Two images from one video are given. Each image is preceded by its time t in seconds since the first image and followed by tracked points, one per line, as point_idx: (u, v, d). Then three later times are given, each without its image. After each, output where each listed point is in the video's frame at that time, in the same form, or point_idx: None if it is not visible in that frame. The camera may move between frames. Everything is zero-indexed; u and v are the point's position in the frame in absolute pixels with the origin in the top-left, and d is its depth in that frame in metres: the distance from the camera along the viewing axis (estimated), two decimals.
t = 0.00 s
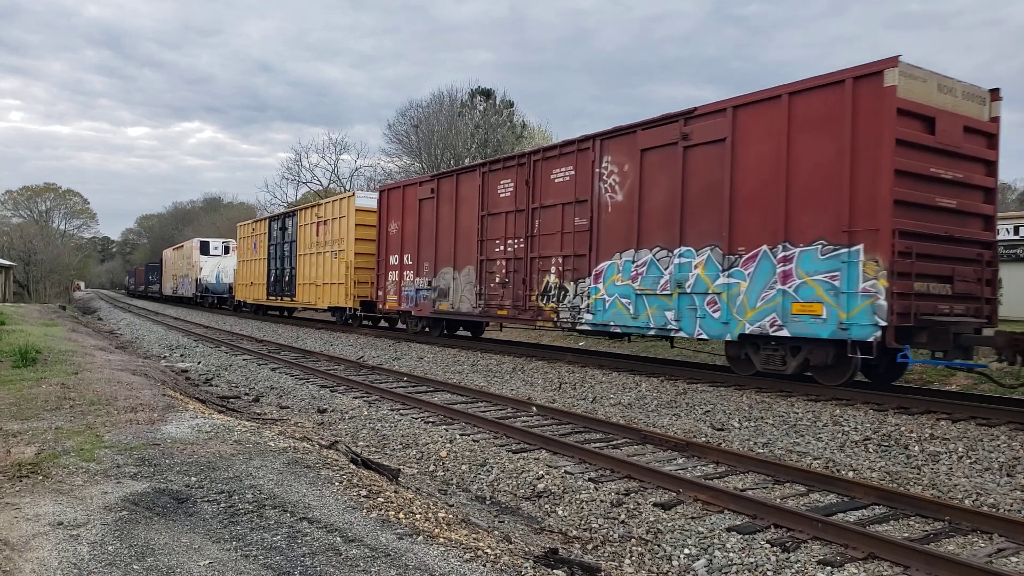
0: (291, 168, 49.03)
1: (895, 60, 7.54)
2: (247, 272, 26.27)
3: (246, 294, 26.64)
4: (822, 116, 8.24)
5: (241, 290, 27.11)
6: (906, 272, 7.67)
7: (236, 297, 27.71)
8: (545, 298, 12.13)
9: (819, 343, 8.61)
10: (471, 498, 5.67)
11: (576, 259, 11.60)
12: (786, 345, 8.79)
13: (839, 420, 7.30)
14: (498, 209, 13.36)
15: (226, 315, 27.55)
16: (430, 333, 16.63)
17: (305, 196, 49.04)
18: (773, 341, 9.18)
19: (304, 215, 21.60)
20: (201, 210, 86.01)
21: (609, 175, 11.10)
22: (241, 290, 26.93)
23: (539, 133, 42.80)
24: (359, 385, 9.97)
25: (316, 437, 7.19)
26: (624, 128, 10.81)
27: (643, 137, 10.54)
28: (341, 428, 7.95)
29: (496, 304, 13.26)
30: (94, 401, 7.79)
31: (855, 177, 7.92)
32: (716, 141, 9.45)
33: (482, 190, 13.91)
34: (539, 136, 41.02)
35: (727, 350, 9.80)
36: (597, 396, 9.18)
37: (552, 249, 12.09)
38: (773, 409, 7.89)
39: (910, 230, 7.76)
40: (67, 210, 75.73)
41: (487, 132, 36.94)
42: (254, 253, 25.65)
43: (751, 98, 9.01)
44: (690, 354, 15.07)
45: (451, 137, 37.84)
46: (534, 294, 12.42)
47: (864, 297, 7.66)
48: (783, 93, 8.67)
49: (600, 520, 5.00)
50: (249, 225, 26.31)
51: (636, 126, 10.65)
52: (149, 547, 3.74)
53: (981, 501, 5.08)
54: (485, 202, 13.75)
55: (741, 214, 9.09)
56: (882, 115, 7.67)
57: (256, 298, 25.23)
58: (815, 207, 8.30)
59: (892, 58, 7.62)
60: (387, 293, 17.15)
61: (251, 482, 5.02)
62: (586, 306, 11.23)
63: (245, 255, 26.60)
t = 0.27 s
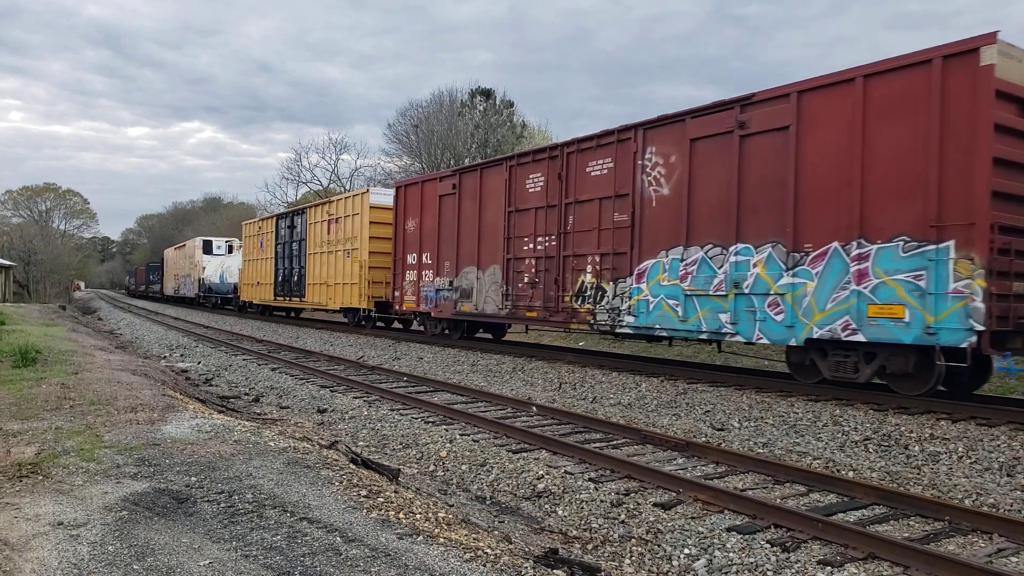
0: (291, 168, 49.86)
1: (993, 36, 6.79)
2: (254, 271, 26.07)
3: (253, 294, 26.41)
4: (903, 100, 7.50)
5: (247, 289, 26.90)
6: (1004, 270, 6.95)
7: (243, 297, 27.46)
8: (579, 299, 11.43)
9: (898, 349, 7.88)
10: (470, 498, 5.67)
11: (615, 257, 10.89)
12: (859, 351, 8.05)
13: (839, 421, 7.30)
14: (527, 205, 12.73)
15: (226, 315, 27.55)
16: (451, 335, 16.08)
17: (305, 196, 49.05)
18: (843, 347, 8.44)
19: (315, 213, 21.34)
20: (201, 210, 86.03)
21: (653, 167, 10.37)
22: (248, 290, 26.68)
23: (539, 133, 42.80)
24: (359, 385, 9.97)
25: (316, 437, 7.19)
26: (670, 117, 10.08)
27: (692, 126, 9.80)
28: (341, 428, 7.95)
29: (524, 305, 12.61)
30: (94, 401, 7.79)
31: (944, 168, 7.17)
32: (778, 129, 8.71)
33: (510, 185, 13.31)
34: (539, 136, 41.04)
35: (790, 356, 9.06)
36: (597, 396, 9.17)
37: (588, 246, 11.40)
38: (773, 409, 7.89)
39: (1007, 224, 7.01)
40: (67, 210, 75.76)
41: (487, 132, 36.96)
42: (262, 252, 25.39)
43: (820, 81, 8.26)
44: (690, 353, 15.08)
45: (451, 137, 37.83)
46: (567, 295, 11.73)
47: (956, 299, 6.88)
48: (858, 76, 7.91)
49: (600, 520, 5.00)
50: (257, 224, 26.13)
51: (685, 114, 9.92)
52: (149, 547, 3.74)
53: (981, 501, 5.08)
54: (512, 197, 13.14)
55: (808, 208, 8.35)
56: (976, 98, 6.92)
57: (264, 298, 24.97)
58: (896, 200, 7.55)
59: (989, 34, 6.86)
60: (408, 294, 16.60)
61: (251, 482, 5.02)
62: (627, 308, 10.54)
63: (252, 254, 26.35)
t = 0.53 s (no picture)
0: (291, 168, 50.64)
1: None
2: (262, 270, 25.78)
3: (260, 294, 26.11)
4: (1001, 81, 6.70)
5: (254, 289, 26.59)
6: None
7: (249, 297, 27.12)
8: (620, 300, 10.69)
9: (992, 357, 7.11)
10: (470, 498, 5.67)
11: (661, 255, 10.12)
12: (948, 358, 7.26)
13: (839, 420, 7.30)
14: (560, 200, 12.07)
15: (226, 315, 27.55)
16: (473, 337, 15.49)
17: (305, 196, 49.06)
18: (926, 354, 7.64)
19: (327, 211, 20.93)
20: (201, 210, 86.04)
21: (704, 159, 9.61)
22: (256, 289, 26.33)
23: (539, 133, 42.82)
24: (359, 385, 9.97)
25: (316, 437, 7.19)
26: (725, 103, 9.31)
27: (750, 113, 9.02)
28: (341, 428, 7.95)
29: (556, 307, 11.94)
30: (94, 401, 7.79)
31: None
32: (851, 115, 7.93)
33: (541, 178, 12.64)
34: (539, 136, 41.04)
35: (864, 363, 8.25)
36: (598, 396, 9.17)
37: (629, 243, 10.67)
38: (773, 409, 7.88)
39: None
40: (67, 210, 75.78)
41: (487, 132, 36.98)
42: (271, 251, 25.01)
43: (901, 62, 7.47)
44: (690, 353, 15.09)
45: (451, 137, 37.83)
46: (605, 296, 11.01)
47: None
48: (946, 54, 7.11)
49: (600, 520, 5.00)
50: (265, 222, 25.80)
51: (741, 101, 9.14)
52: (149, 547, 3.74)
53: (981, 501, 5.08)
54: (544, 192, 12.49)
55: (887, 202, 7.58)
56: None
57: (273, 299, 24.62)
58: (991, 192, 6.78)
59: None
60: (430, 294, 15.97)
61: (251, 482, 5.02)
62: (675, 310, 9.80)
63: (261, 253, 25.98)
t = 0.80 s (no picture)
0: (290, 168, 49.37)
1: None
2: (269, 269, 25.31)
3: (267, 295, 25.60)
4: None
5: (261, 290, 26.10)
6: None
7: (256, 298, 26.59)
8: (666, 302, 9.88)
9: None
10: (470, 498, 5.68)
11: (713, 253, 9.30)
12: None
13: (839, 420, 7.30)
14: (596, 195, 11.28)
15: (226, 316, 27.54)
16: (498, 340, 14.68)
17: (305, 197, 49.06)
18: None
19: (339, 208, 20.39)
20: (201, 210, 86.07)
21: (763, 148, 8.80)
22: (264, 290, 25.78)
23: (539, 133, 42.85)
24: (359, 385, 9.97)
25: (316, 437, 7.19)
26: (786, 88, 8.51)
27: (816, 98, 8.22)
28: (341, 428, 7.95)
29: (593, 308, 11.12)
30: (94, 401, 7.79)
31: None
32: (937, 98, 7.13)
33: (575, 172, 11.80)
34: (539, 136, 41.05)
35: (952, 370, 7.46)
36: (597, 396, 9.17)
37: (675, 240, 9.85)
38: (773, 409, 7.89)
39: None
40: (67, 210, 75.76)
41: (487, 133, 37.02)
42: (279, 250, 24.47)
43: (998, 36, 6.67)
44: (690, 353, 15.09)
45: (451, 137, 37.86)
46: (648, 297, 10.20)
47: None
48: None
49: (600, 520, 5.00)
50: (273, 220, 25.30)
51: (805, 84, 8.35)
52: (149, 547, 3.74)
53: (981, 501, 5.08)
54: (578, 186, 11.71)
55: (980, 193, 6.77)
56: None
57: (281, 299, 24.09)
58: None
59: None
60: (451, 294, 15.17)
61: (251, 482, 5.02)
62: (731, 312, 8.97)
63: (269, 252, 25.44)
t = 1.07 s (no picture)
0: (290, 168, 50.81)
1: None
2: (278, 269, 24.75)
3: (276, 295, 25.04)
4: None
5: (269, 290, 25.57)
6: None
7: (263, 299, 26.04)
8: (720, 304, 9.08)
9: None
10: (471, 498, 5.68)
11: (775, 251, 8.47)
12: None
13: (839, 420, 7.30)
14: (638, 188, 10.46)
15: (226, 316, 27.54)
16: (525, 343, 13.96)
17: (305, 197, 49.06)
18: None
19: (353, 205, 19.76)
20: (201, 211, 86.07)
21: (833, 137, 7.97)
22: (273, 290, 25.20)
23: (539, 133, 42.92)
24: (359, 385, 9.97)
25: (316, 437, 7.19)
26: (861, 69, 7.68)
27: (897, 80, 7.39)
28: (341, 428, 7.96)
29: (634, 310, 10.32)
30: (94, 401, 7.79)
31: None
32: None
33: (614, 164, 10.96)
34: (539, 136, 41.06)
35: None
36: (597, 396, 9.18)
37: (731, 237, 9.02)
38: (773, 409, 7.89)
39: None
40: (67, 210, 75.76)
41: (487, 133, 37.07)
42: (290, 249, 23.85)
43: None
44: (690, 353, 15.10)
45: (451, 137, 37.89)
46: (699, 298, 9.40)
47: None
48: None
49: (600, 520, 5.00)
50: (283, 218, 24.71)
51: (883, 65, 7.51)
52: (149, 547, 3.74)
53: (981, 501, 5.08)
54: (616, 179, 10.89)
55: None
56: None
57: (291, 300, 23.51)
58: None
59: None
60: (473, 295, 14.35)
61: (251, 482, 5.02)
62: (797, 315, 8.17)
63: (278, 252, 24.84)
